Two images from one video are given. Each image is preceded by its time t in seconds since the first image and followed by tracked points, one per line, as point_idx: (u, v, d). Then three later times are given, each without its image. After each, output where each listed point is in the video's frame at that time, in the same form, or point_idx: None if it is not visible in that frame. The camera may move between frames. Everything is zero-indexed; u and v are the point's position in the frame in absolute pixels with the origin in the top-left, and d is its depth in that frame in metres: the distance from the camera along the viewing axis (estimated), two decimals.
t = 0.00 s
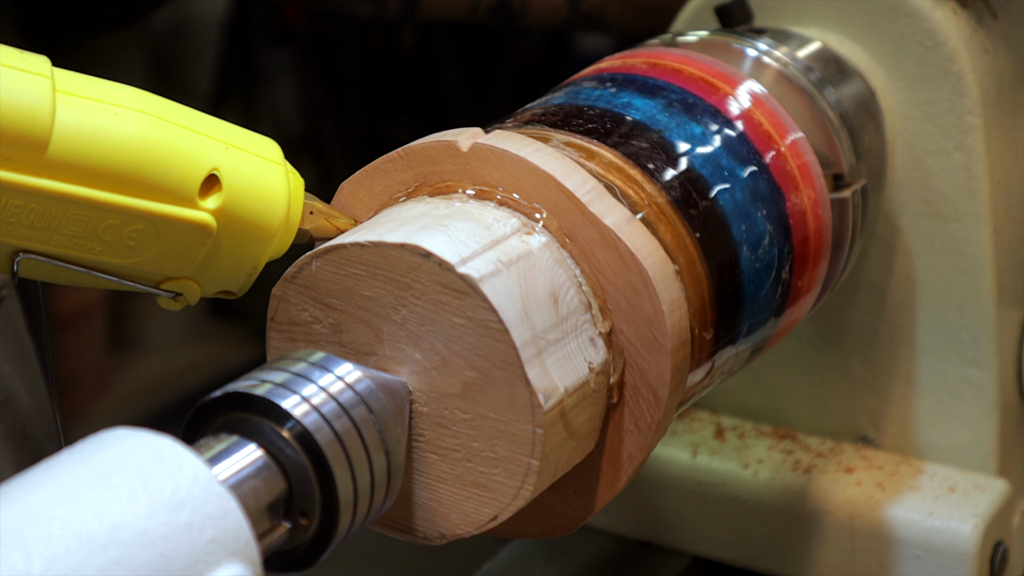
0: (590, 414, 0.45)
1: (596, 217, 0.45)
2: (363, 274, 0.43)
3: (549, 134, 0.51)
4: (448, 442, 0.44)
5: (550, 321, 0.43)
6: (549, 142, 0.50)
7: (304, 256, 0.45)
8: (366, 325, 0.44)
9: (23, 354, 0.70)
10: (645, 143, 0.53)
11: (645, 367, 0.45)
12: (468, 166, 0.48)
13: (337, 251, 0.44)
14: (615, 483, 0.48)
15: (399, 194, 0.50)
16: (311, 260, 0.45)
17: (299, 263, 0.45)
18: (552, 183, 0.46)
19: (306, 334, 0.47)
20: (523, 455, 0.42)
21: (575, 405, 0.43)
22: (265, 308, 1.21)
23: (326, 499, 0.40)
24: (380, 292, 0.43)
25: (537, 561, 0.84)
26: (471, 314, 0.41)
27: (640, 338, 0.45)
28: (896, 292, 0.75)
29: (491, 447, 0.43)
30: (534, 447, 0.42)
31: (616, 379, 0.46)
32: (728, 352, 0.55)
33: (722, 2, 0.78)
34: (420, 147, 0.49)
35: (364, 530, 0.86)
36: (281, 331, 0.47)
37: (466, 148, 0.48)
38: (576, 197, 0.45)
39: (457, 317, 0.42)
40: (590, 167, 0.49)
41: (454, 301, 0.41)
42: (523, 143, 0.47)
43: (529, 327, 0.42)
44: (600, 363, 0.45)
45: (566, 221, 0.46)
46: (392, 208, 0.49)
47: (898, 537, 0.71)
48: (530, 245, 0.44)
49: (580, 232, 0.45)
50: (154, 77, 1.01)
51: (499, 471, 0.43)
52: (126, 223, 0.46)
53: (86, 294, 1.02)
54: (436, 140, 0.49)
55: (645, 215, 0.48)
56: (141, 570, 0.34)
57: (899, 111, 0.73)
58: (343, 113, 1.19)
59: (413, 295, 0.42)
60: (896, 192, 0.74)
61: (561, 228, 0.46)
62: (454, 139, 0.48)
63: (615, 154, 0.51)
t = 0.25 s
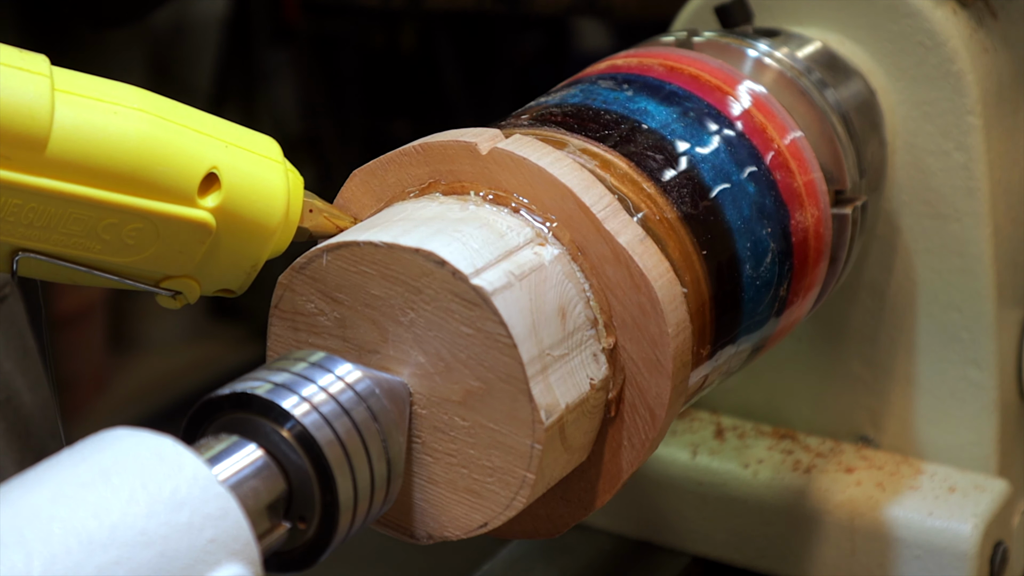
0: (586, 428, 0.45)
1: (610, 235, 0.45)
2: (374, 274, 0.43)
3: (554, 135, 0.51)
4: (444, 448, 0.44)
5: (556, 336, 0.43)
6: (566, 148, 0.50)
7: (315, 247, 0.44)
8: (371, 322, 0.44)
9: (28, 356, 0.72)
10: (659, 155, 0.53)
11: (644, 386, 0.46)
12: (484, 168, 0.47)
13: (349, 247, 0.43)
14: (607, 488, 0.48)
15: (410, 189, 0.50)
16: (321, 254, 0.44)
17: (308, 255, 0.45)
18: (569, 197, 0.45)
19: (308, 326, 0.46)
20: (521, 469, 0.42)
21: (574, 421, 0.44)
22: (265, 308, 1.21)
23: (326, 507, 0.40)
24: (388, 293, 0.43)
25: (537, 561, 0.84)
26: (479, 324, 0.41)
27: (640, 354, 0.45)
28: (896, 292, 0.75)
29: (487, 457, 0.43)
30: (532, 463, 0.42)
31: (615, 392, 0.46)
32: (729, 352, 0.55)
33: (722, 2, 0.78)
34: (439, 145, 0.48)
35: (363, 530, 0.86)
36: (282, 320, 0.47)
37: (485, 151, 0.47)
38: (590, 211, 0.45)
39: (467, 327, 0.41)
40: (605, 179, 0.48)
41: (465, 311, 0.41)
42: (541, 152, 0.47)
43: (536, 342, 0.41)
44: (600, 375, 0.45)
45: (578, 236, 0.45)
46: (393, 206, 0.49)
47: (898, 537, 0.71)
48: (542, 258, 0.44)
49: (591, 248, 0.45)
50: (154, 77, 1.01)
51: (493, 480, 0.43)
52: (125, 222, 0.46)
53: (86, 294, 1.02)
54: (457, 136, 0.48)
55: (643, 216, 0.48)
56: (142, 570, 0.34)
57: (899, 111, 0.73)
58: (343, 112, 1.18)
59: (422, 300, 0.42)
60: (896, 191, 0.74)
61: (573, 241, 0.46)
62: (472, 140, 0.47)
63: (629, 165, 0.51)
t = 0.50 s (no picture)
0: (580, 444, 0.45)
1: (628, 262, 0.44)
2: (390, 276, 0.43)
3: (565, 140, 0.51)
4: (440, 453, 0.45)
5: (564, 359, 0.43)
6: (587, 158, 0.49)
7: (333, 238, 0.44)
8: (380, 321, 0.44)
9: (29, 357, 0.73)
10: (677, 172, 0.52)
11: (639, 410, 0.46)
12: (508, 176, 0.46)
13: (370, 245, 0.42)
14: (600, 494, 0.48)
15: (428, 184, 0.49)
16: (339, 246, 0.43)
17: (325, 245, 0.44)
18: (591, 218, 0.45)
19: (315, 315, 0.46)
20: (512, 487, 0.42)
21: (569, 441, 0.44)
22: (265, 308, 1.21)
23: (325, 518, 0.40)
24: (401, 296, 0.43)
25: (537, 560, 0.84)
26: (488, 343, 0.41)
27: (638, 377, 0.45)
28: (896, 292, 0.75)
29: (480, 468, 0.43)
30: (524, 482, 0.42)
31: (613, 407, 0.47)
32: (729, 352, 0.55)
33: (723, 2, 0.78)
34: (467, 143, 0.47)
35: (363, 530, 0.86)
36: (288, 302, 0.46)
37: (513, 160, 0.46)
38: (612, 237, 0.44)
39: (477, 345, 0.41)
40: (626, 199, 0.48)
41: (480, 328, 0.41)
42: (570, 169, 0.46)
43: (544, 364, 0.41)
44: (600, 392, 0.45)
45: (596, 257, 0.45)
46: (405, 202, 0.48)
47: (898, 537, 0.71)
48: (557, 276, 0.44)
49: (606, 269, 0.45)
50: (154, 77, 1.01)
51: (483, 491, 0.44)
52: (124, 234, 0.46)
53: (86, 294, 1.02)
54: (487, 137, 0.47)
55: (643, 215, 0.48)
56: (142, 570, 0.34)
57: (899, 111, 0.73)
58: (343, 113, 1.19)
59: (435, 310, 0.42)
60: (896, 192, 0.74)
61: (590, 261, 0.45)
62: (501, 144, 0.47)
63: (653, 188, 0.51)
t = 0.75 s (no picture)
0: (580, 445, 0.46)
1: (627, 261, 0.44)
2: (388, 275, 0.43)
3: (564, 140, 0.51)
4: (440, 452, 0.45)
5: (564, 358, 0.43)
6: (586, 157, 0.49)
7: (332, 239, 0.44)
8: (380, 321, 0.44)
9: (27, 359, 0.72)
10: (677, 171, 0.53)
11: (639, 410, 0.46)
12: (507, 176, 0.46)
13: (367, 245, 0.42)
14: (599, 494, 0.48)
15: (428, 184, 0.49)
16: (338, 247, 0.43)
17: (324, 246, 0.44)
18: (590, 216, 0.45)
19: (314, 316, 0.46)
20: (512, 485, 0.42)
21: (569, 441, 0.44)
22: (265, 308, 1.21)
23: (326, 517, 0.40)
24: (401, 295, 0.43)
25: (537, 561, 0.84)
26: (486, 342, 0.41)
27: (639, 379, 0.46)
28: (896, 292, 0.75)
29: (480, 468, 0.43)
30: (524, 480, 0.42)
31: (612, 408, 0.47)
32: (729, 352, 0.55)
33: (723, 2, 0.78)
34: (464, 143, 0.47)
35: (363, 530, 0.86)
36: (287, 304, 0.46)
37: (511, 160, 0.46)
38: (610, 235, 0.44)
39: (476, 343, 0.41)
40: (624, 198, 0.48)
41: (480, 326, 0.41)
42: (569, 168, 0.46)
43: (544, 363, 0.41)
44: (600, 393, 0.45)
45: (596, 258, 0.45)
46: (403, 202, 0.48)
47: (898, 537, 0.71)
48: (557, 276, 0.44)
49: (605, 269, 0.45)
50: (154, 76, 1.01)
51: (483, 490, 0.44)
52: (126, 220, 0.46)
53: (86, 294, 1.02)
54: (484, 137, 0.47)
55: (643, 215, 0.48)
56: (142, 570, 0.34)
57: (899, 111, 0.73)
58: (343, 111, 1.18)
59: (435, 308, 0.42)
60: (896, 192, 0.74)
61: (589, 261, 0.45)
62: (498, 144, 0.47)
63: (652, 187, 0.51)
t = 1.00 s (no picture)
0: (579, 446, 0.46)
1: (629, 263, 0.44)
2: (390, 275, 0.42)
3: (566, 140, 0.51)
4: (439, 453, 0.45)
5: (564, 360, 0.43)
6: (588, 158, 0.49)
7: (334, 238, 0.44)
8: (381, 321, 0.44)
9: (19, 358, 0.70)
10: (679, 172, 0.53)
11: (639, 413, 0.46)
12: (509, 177, 0.46)
13: (370, 245, 0.42)
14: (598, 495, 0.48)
15: (430, 184, 0.49)
16: (340, 247, 0.43)
17: (326, 245, 0.44)
18: (592, 218, 0.45)
19: (315, 315, 0.46)
20: (512, 486, 0.43)
21: (569, 442, 0.44)
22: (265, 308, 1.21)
23: (326, 517, 0.40)
24: (402, 295, 0.43)
25: (537, 561, 0.83)
26: (487, 345, 0.41)
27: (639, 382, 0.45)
28: (896, 291, 0.75)
29: (480, 469, 0.43)
30: (524, 482, 0.42)
31: (612, 410, 0.47)
32: (729, 352, 0.55)
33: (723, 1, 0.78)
34: (466, 144, 0.47)
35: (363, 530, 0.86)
36: (287, 304, 0.46)
37: (514, 161, 0.46)
38: (612, 237, 0.44)
39: (477, 345, 0.41)
40: (626, 200, 0.48)
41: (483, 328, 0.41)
42: (571, 170, 0.46)
43: (545, 366, 0.41)
44: (600, 394, 0.45)
45: (597, 260, 0.45)
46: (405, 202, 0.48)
47: (898, 537, 0.71)
48: (559, 277, 0.44)
49: (607, 271, 0.45)
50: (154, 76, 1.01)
51: (482, 491, 0.44)
52: (128, 220, 0.46)
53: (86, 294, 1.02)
54: (487, 137, 0.47)
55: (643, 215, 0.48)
56: (142, 570, 0.34)
57: (899, 110, 0.73)
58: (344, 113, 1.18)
59: (436, 309, 0.42)
60: (896, 191, 0.74)
61: (591, 263, 0.45)
62: (501, 145, 0.46)
63: (652, 188, 0.50)
